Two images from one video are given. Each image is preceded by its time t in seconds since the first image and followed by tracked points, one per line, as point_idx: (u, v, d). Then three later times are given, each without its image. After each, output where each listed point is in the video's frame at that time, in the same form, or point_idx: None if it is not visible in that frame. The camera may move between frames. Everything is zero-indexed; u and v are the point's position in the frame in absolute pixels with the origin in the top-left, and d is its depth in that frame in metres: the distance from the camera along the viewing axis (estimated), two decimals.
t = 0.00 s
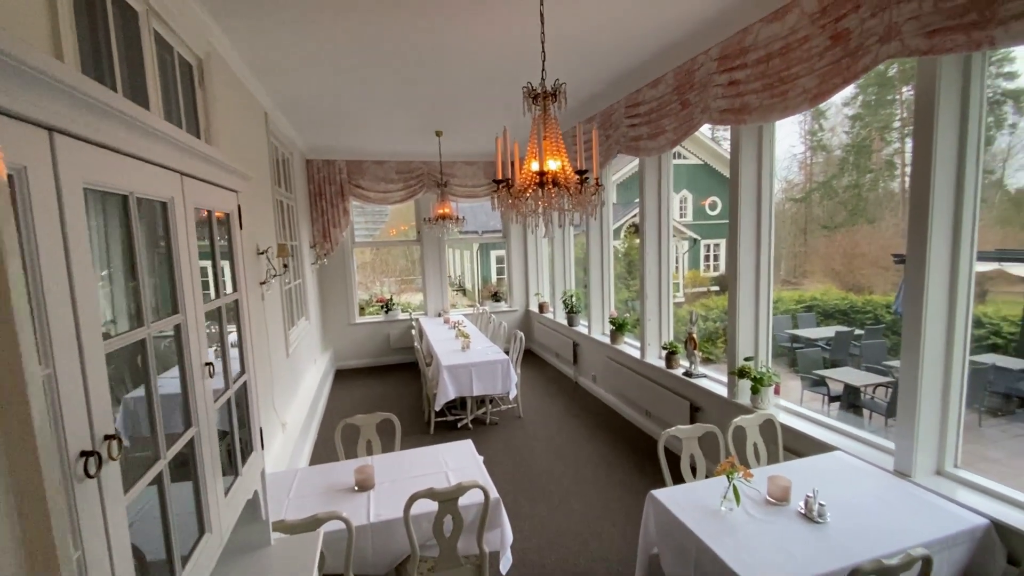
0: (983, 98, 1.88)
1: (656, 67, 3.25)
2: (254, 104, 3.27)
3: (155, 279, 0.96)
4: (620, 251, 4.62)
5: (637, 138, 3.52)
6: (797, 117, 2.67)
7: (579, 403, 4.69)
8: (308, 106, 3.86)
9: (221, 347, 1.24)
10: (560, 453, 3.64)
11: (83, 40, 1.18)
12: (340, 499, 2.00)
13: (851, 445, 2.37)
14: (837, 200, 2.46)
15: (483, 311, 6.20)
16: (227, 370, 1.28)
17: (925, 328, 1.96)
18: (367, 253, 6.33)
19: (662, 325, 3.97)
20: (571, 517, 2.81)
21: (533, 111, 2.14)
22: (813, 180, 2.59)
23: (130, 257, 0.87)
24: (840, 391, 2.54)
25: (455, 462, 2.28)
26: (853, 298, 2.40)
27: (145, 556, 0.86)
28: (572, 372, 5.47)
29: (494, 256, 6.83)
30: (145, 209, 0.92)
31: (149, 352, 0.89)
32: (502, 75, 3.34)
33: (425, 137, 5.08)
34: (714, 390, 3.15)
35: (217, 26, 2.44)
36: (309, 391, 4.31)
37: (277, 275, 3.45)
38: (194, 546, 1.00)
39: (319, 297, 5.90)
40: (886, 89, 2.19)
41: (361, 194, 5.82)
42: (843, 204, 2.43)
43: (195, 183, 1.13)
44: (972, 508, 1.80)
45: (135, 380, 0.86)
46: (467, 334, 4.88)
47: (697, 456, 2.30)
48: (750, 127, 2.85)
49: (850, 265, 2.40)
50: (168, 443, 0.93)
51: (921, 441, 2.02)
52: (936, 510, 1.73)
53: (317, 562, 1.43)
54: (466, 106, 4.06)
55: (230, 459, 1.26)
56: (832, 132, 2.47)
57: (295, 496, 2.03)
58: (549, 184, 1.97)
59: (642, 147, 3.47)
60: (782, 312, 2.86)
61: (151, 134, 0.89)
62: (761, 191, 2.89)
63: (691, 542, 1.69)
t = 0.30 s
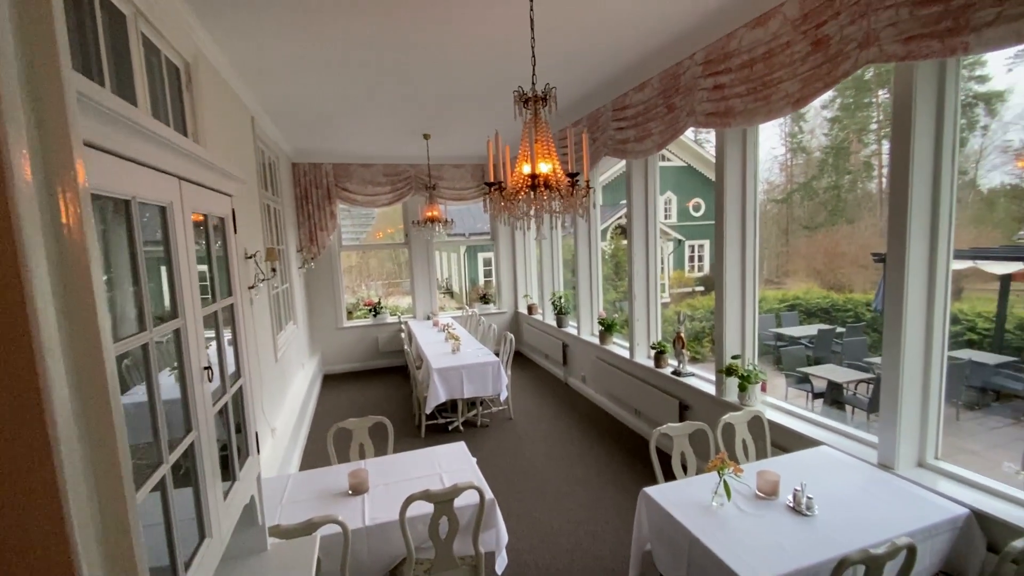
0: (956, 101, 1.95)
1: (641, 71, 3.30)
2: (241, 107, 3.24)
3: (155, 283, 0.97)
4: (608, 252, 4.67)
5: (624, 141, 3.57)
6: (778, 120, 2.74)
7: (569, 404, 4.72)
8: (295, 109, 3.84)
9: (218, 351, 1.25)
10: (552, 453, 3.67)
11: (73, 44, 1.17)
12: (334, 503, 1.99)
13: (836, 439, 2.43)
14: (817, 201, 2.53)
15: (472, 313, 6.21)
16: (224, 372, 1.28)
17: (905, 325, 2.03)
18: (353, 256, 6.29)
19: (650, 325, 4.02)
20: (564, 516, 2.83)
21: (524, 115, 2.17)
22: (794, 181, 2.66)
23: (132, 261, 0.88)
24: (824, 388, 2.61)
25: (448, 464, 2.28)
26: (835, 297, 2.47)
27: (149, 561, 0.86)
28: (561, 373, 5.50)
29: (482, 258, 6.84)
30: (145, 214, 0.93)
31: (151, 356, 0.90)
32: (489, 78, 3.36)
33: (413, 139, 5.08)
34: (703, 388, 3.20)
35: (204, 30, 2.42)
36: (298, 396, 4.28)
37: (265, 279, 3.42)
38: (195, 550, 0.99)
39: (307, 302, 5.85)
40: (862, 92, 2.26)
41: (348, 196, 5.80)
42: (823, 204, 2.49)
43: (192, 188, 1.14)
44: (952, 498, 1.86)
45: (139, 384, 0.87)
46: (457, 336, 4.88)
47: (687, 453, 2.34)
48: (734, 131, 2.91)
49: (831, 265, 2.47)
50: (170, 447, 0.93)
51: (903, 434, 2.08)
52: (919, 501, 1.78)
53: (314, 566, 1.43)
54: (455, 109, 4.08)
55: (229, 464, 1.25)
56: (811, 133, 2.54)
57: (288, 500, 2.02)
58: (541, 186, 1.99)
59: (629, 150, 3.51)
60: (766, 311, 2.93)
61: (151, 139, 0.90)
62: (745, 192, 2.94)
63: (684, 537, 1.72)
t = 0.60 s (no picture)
0: (932, 101, 2.00)
1: (626, 71, 3.33)
2: (224, 106, 3.20)
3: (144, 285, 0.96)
4: (595, 251, 4.70)
5: (610, 139, 3.59)
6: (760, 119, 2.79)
7: (558, 401, 4.74)
8: (279, 108, 3.80)
9: (207, 353, 1.24)
10: (542, 451, 3.69)
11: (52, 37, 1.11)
12: (324, 504, 1.98)
13: (819, 431, 2.48)
14: (798, 198, 2.58)
15: (460, 312, 6.20)
16: (213, 373, 1.28)
17: (884, 318, 2.08)
18: (339, 256, 6.24)
19: (637, 322, 4.06)
20: (555, 513, 2.85)
21: (512, 114, 2.17)
22: (777, 179, 2.71)
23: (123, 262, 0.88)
24: (806, 382, 2.66)
25: (439, 462, 2.29)
26: (817, 292, 2.52)
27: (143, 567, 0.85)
28: (550, 371, 5.52)
29: (470, 257, 6.83)
30: (134, 214, 0.93)
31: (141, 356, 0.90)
32: (476, 76, 3.36)
33: (399, 138, 5.06)
34: (689, 384, 3.24)
35: (187, 28, 2.38)
36: (285, 398, 4.24)
37: (251, 280, 3.38)
38: (188, 551, 0.99)
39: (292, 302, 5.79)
40: (842, 91, 2.31)
41: (333, 196, 5.75)
42: (805, 202, 2.54)
43: (179, 188, 1.13)
44: (931, 486, 1.91)
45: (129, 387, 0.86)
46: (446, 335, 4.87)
47: (675, 448, 2.37)
48: (717, 130, 2.95)
49: (813, 261, 2.52)
50: (161, 448, 0.93)
51: (883, 425, 2.14)
52: (899, 490, 1.84)
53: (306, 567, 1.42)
54: (441, 107, 4.06)
55: (218, 466, 1.25)
56: (792, 132, 2.59)
57: (278, 502, 2.00)
58: (529, 185, 2.00)
59: (614, 149, 3.55)
60: (750, 307, 2.98)
61: (138, 138, 0.90)
62: (729, 190, 2.99)
63: (673, 530, 1.75)
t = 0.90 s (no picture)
0: (915, 95, 2.03)
1: (614, 64, 3.33)
2: (207, 99, 3.14)
3: (126, 278, 0.94)
4: (584, 245, 4.71)
5: (599, 133, 3.59)
6: (748, 113, 2.80)
7: (548, 396, 4.76)
8: (264, 101, 3.74)
9: (191, 348, 1.22)
10: (532, 445, 3.70)
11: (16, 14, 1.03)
12: (313, 500, 1.97)
13: (805, 422, 2.52)
14: (785, 192, 2.60)
15: (450, 308, 6.19)
16: (198, 368, 1.25)
17: (868, 309, 2.11)
18: (327, 252, 6.19)
19: (626, 316, 4.07)
20: (545, 506, 2.86)
21: (500, 107, 2.16)
22: (763, 174, 2.73)
23: (102, 253, 0.85)
24: (793, 373, 2.69)
25: (429, 457, 2.28)
26: (803, 286, 2.55)
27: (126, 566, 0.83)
28: (540, 366, 5.53)
29: (459, 253, 6.81)
30: (113, 205, 0.90)
31: (123, 349, 0.88)
32: (464, 69, 3.33)
33: (386, 133, 5.01)
34: (678, 376, 3.27)
35: (167, 17, 2.33)
36: (273, 395, 4.20)
37: (236, 276, 3.33)
38: (172, 549, 0.97)
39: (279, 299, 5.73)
40: (827, 86, 2.33)
41: (320, 191, 5.69)
42: (791, 196, 2.57)
43: (161, 179, 1.11)
44: (914, 474, 1.95)
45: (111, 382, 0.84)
46: (435, 331, 4.86)
47: (664, 439, 2.39)
48: (705, 123, 2.96)
49: (799, 255, 2.55)
50: (143, 443, 0.91)
51: (867, 415, 2.17)
52: (882, 477, 1.87)
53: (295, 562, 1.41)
54: (430, 100, 4.03)
55: (205, 462, 1.23)
56: (778, 127, 2.61)
57: (266, 499, 1.99)
58: (518, 178, 1.99)
59: (603, 142, 3.54)
60: (738, 300, 3.01)
61: (116, 126, 0.87)
62: (717, 184, 3.01)
63: (662, 520, 1.76)
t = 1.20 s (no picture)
0: (909, 91, 2.03)
1: (609, 59, 3.32)
2: (200, 94, 3.11)
3: (116, 274, 0.93)
4: (580, 241, 4.71)
5: (595, 128, 3.58)
6: (743, 109, 2.80)
7: (544, 392, 4.77)
8: (257, 96, 3.71)
9: (183, 345, 1.21)
10: (528, 441, 3.70)
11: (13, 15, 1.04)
12: (309, 496, 1.96)
13: (799, 416, 2.53)
14: (780, 188, 2.61)
15: (446, 304, 6.18)
16: (190, 366, 1.25)
17: (862, 305, 2.12)
18: (321, 249, 6.16)
19: (622, 312, 4.08)
20: (542, 501, 2.87)
21: (494, 102, 2.15)
22: (758, 170, 2.74)
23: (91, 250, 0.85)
24: (787, 368, 2.71)
25: (425, 453, 2.28)
26: (798, 281, 2.56)
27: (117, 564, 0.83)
28: (536, 362, 5.54)
29: (455, 249, 6.80)
30: (102, 200, 0.90)
31: (113, 346, 0.87)
32: (460, 64, 3.31)
33: (381, 128, 4.98)
34: (673, 371, 3.28)
35: (158, 11, 2.31)
36: (269, 392, 4.18)
37: (230, 273, 3.31)
38: (165, 547, 0.97)
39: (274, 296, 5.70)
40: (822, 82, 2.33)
41: (315, 187, 5.66)
42: (786, 192, 2.57)
43: (151, 174, 1.10)
44: (907, 467, 1.96)
45: (100, 379, 0.84)
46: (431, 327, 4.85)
47: (659, 435, 2.40)
48: (700, 119, 2.96)
49: (794, 251, 2.55)
50: (135, 441, 0.91)
51: (861, 409, 2.19)
52: (875, 471, 1.88)
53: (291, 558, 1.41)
54: (425, 96, 4.00)
55: (198, 460, 1.22)
56: (774, 123, 2.61)
57: (261, 496, 1.98)
58: (513, 173, 1.98)
59: (599, 138, 3.53)
60: (733, 296, 3.02)
61: (104, 120, 0.86)
62: (712, 180, 3.01)
63: (657, 514, 1.77)
